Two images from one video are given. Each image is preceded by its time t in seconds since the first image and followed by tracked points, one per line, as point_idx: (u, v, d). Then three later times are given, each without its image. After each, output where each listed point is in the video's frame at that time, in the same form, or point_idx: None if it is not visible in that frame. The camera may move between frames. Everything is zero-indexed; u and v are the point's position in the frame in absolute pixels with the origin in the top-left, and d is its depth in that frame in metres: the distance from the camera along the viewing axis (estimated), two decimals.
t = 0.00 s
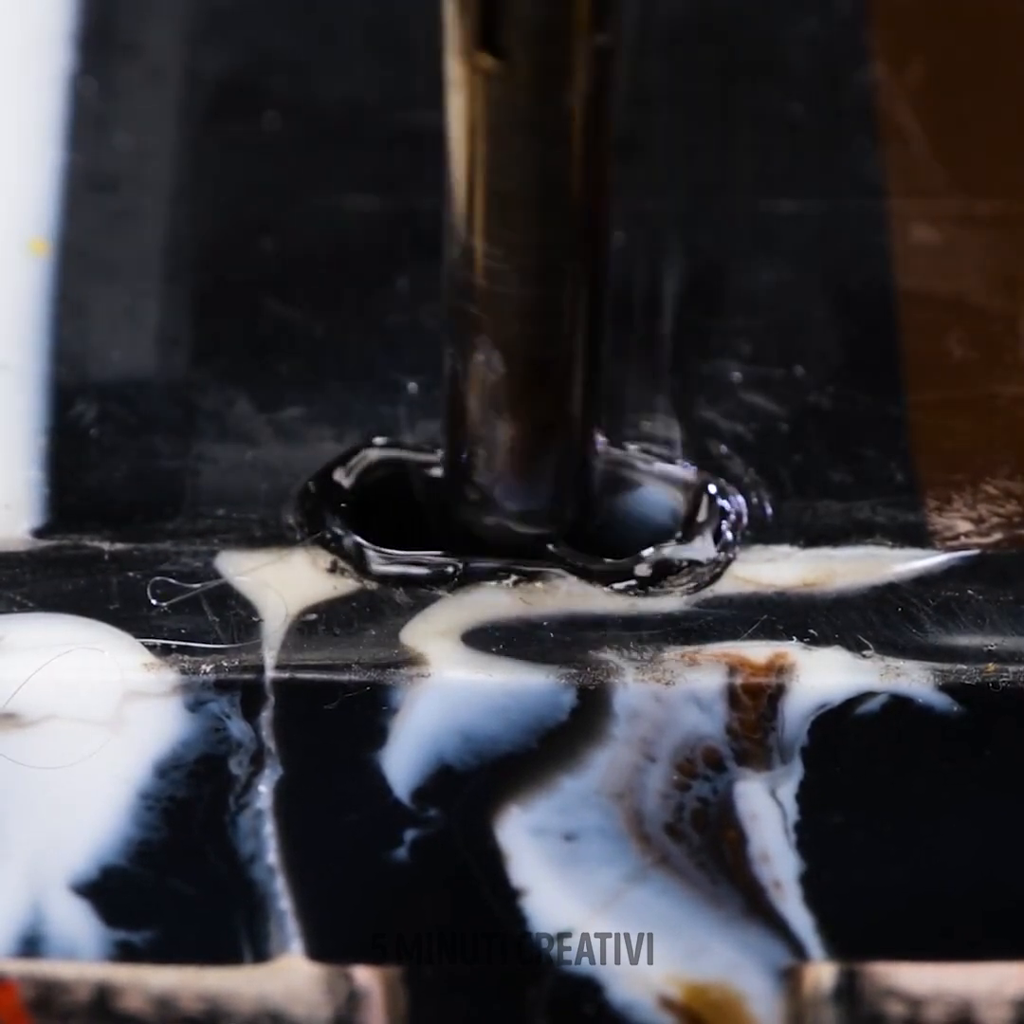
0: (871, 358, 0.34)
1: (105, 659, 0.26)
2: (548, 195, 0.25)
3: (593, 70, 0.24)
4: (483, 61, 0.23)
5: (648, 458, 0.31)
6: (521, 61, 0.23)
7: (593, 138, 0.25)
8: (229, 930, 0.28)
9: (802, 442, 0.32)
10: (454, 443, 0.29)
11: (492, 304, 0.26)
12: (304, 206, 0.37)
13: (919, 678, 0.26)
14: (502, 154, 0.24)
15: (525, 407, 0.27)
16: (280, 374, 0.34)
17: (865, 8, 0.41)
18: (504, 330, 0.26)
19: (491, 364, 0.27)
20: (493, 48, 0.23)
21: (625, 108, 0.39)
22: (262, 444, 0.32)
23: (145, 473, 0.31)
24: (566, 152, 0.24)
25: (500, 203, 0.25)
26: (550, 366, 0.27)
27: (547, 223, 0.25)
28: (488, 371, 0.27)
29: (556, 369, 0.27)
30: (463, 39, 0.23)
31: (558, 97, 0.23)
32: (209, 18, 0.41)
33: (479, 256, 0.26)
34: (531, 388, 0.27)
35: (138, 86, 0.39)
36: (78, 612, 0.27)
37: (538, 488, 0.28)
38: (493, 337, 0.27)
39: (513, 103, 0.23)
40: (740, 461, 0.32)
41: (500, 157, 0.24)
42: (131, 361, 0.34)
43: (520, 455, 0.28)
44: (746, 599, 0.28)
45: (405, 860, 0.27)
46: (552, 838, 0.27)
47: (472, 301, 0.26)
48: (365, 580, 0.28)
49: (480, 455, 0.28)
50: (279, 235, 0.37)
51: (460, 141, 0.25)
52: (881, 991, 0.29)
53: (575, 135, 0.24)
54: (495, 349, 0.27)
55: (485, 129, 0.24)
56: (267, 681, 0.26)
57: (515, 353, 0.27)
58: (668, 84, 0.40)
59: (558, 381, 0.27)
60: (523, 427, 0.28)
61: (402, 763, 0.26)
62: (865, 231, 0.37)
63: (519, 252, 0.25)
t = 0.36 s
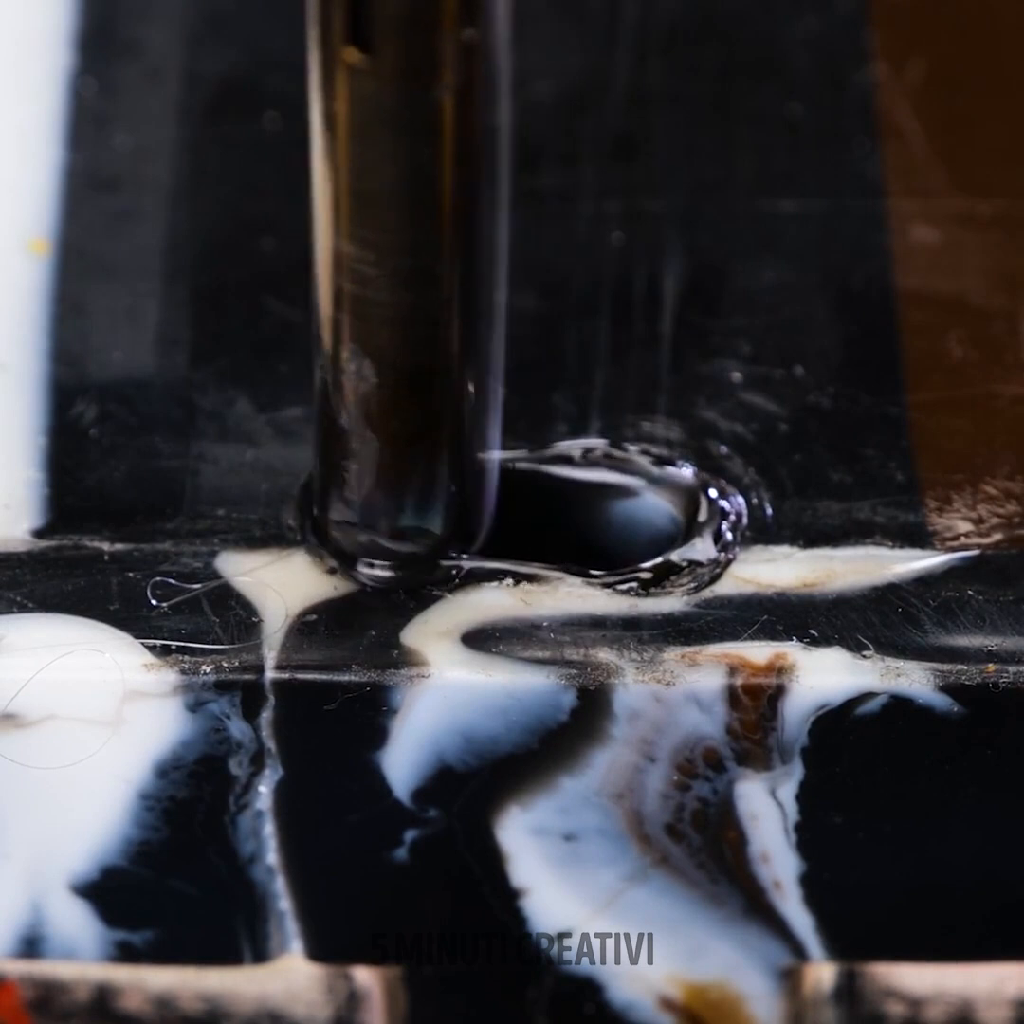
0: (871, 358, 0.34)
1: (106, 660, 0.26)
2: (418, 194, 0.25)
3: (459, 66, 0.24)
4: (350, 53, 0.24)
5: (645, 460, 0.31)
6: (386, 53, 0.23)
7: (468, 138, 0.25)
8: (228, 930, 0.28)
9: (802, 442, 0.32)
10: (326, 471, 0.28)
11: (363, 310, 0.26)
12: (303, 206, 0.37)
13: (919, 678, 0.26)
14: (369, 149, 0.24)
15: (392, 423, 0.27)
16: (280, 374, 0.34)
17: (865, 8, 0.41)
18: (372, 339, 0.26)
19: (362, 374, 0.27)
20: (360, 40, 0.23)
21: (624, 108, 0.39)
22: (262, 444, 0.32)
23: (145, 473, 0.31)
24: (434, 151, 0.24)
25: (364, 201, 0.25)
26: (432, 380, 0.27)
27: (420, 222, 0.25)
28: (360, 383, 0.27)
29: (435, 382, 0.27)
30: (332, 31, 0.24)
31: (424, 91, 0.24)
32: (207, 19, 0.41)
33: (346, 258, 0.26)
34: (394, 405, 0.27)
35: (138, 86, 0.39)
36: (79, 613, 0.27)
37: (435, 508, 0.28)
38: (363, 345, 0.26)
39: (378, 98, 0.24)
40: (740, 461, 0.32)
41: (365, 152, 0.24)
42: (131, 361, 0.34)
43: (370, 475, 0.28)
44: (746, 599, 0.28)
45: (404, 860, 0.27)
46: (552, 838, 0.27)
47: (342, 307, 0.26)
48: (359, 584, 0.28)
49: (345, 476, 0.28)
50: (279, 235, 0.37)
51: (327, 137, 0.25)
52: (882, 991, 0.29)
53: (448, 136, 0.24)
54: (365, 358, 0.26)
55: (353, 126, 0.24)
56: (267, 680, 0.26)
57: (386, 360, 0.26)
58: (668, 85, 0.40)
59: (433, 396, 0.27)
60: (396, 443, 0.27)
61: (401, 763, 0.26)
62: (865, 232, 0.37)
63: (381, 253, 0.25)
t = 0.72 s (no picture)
0: (871, 358, 0.34)
1: (106, 659, 0.26)
2: (630, 192, 0.25)
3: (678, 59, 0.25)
4: (569, 48, 0.24)
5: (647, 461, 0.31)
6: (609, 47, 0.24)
7: (678, 135, 0.25)
8: (228, 930, 0.28)
9: (802, 442, 0.32)
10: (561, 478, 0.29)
11: (592, 310, 0.26)
12: (304, 206, 0.37)
13: (919, 678, 0.26)
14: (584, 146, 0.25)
15: (633, 421, 0.27)
16: (280, 373, 0.34)
17: (865, 7, 0.41)
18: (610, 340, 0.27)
19: (595, 377, 0.27)
20: (581, 33, 0.24)
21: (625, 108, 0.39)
22: (262, 444, 0.32)
23: (145, 473, 0.31)
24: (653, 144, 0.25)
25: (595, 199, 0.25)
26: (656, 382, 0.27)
27: (632, 217, 0.25)
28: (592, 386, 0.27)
29: (673, 381, 0.27)
30: (549, 26, 0.24)
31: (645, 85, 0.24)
32: (208, 16, 0.41)
33: (573, 257, 0.26)
34: (631, 406, 0.27)
35: (139, 86, 0.39)
36: (78, 613, 0.27)
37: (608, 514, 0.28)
38: (599, 349, 0.27)
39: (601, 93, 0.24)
40: (740, 462, 0.32)
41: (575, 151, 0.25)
42: (132, 361, 0.34)
43: (612, 475, 0.28)
44: (746, 600, 0.28)
45: (405, 860, 0.27)
46: (552, 837, 0.27)
47: (567, 309, 0.27)
48: (362, 583, 0.28)
49: (581, 483, 0.28)
50: (280, 235, 0.37)
51: (548, 137, 0.25)
52: (882, 991, 0.29)
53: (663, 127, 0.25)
54: (597, 361, 0.27)
55: (573, 123, 0.25)
56: (268, 680, 0.26)
57: (625, 363, 0.27)
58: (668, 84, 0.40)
59: (668, 399, 0.27)
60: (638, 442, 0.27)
61: (402, 763, 0.26)
62: (865, 231, 0.37)
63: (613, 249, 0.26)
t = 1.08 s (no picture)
0: (871, 357, 0.34)
1: (106, 659, 0.26)
2: (435, 130, 0.26)
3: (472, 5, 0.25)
4: None
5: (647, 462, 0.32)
6: None
7: (482, 74, 0.26)
8: (228, 929, 0.28)
9: (802, 442, 0.32)
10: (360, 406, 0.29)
11: (387, 245, 0.27)
12: (304, 206, 0.37)
13: (919, 678, 0.26)
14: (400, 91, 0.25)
15: (426, 349, 0.28)
16: (281, 373, 0.34)
17: (865, 8, 0.42)
18: (409, 275, 0.27)
19: (389, 304, 0.28)
20: None
21: (624, 109, 0.39)
22: (262, 444, 0.32)
23: (146, 473, 0.31)
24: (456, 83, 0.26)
25: (399, 142, 0.26)
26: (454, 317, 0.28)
27: (390, 157, 0.26)
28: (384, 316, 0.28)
29: (455, 310, 0.28)
30: None
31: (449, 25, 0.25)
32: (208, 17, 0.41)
33: (365, 199, 0.27)
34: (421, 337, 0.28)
35: (140, 87, 0.39)
36: (78, 613, 0.27)
37: (419, 440, 0.29)
38: (392, 280, 0.27)
39: (427, 35, 0.25)
40: (740, 461, 0.32)
41: (394, 100, 0.26)
42: (132, 361, 0.34)
43: (413, 405, 0.29)
44: (745, 599, 0.28)
45: (405, 859, 0.27)
46: (552, 837, 0.27)
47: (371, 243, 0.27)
48: (361, 583, 0.28)
49: (378, 411, 0.29)
50: (281, 235, 0.37)
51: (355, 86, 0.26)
52: (882, 991, 0.29)
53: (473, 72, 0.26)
54: (398, 290, 0.27)
55: (386, 69, 0.25)
56: (267, 680, 0.26)
57: (425, 292, 0.27)
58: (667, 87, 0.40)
59: (453, 326, 0.28)
60: (431, 375, 0.28)
61: (401, 762, 0.26)
62: (866, 230, 0.37)
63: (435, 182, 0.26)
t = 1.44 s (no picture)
0: (872, 358, 0.34)
1: (106, 659, 0.26)
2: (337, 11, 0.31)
3: None
4: None
5: (648, 463, 0.32)
6: None
7: None
8: (228, 929, 0.28)
9: (802, 443, 0.32)
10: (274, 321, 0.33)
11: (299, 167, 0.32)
12: (303, 205, 0.37)
13: (919, 678, 0.26)
14: None
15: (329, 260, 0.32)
16: (281, 374, 0.34)
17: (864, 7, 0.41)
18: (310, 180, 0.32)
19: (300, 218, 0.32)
20: None
21: (624, 110, 0.39)
22: (263, 444, 0.32)
23: (147, 473, 0.31)
24: None
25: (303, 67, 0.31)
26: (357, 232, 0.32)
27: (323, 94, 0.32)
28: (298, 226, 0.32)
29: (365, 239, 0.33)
30: None
31: None
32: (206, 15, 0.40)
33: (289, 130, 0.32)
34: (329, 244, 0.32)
35: (138, 87, 0.38)
36: (79, 613, 0.27)
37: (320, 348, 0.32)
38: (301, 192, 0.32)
39: None
40: (740, 461, 0.32)
41: None
42: (131, 361, 0.34)
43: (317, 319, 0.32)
44: (746, 599, 0.28)
45: (405, 859, 0.27)
46: (552, 838, 0.27)
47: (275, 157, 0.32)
48: (362, 583, 0.28)
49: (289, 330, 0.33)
50: (280, 234, 0.36)
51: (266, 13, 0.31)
52: (882, 990, 0.29)
53: None
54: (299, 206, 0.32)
55: None
56: (268, 680, 0.26)
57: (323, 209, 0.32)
58: (668, 87, 0.39)
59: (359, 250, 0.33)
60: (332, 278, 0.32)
61: (402, 762, 0.26)
62: (866, 231, 0.36)
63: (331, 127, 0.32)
